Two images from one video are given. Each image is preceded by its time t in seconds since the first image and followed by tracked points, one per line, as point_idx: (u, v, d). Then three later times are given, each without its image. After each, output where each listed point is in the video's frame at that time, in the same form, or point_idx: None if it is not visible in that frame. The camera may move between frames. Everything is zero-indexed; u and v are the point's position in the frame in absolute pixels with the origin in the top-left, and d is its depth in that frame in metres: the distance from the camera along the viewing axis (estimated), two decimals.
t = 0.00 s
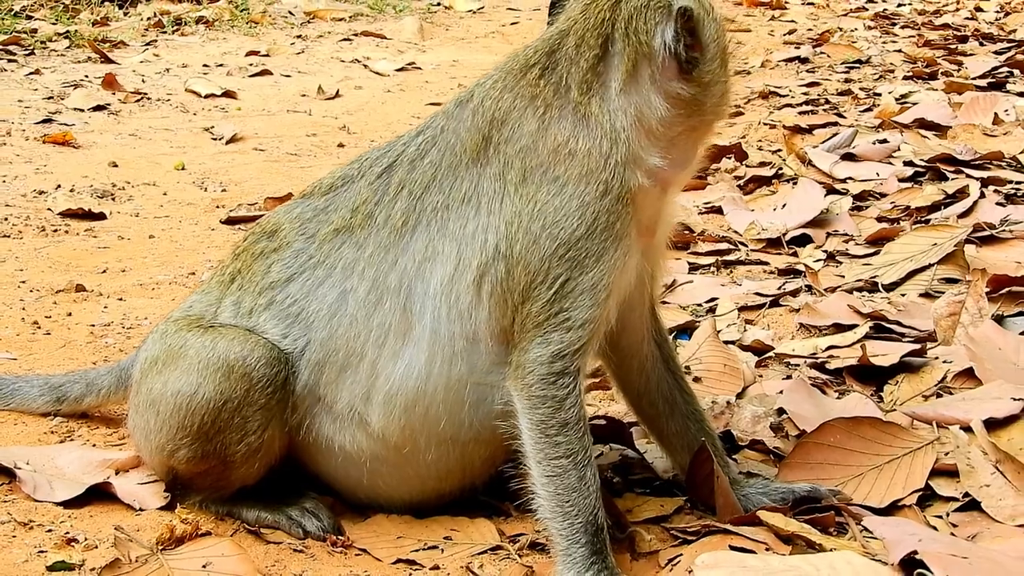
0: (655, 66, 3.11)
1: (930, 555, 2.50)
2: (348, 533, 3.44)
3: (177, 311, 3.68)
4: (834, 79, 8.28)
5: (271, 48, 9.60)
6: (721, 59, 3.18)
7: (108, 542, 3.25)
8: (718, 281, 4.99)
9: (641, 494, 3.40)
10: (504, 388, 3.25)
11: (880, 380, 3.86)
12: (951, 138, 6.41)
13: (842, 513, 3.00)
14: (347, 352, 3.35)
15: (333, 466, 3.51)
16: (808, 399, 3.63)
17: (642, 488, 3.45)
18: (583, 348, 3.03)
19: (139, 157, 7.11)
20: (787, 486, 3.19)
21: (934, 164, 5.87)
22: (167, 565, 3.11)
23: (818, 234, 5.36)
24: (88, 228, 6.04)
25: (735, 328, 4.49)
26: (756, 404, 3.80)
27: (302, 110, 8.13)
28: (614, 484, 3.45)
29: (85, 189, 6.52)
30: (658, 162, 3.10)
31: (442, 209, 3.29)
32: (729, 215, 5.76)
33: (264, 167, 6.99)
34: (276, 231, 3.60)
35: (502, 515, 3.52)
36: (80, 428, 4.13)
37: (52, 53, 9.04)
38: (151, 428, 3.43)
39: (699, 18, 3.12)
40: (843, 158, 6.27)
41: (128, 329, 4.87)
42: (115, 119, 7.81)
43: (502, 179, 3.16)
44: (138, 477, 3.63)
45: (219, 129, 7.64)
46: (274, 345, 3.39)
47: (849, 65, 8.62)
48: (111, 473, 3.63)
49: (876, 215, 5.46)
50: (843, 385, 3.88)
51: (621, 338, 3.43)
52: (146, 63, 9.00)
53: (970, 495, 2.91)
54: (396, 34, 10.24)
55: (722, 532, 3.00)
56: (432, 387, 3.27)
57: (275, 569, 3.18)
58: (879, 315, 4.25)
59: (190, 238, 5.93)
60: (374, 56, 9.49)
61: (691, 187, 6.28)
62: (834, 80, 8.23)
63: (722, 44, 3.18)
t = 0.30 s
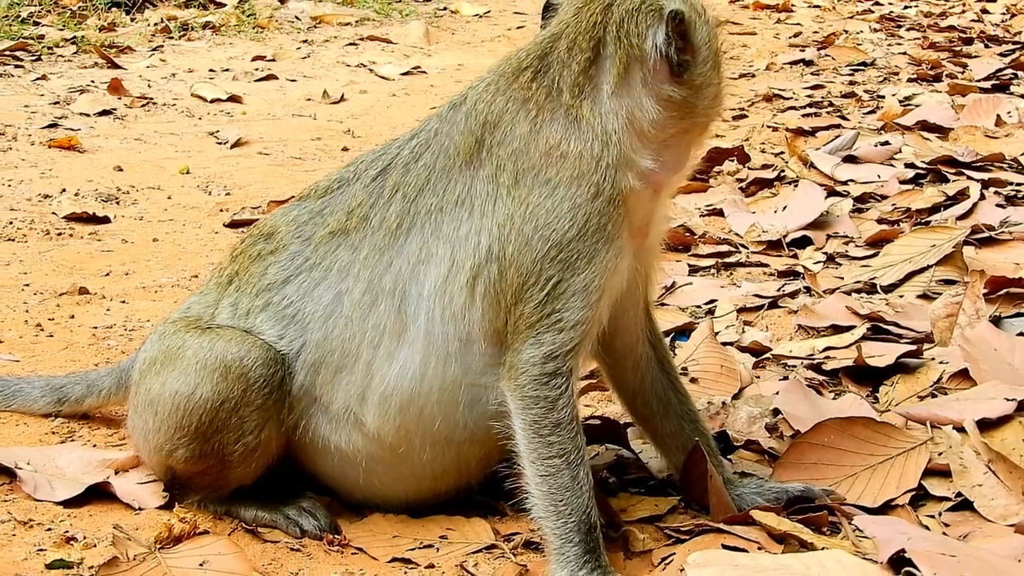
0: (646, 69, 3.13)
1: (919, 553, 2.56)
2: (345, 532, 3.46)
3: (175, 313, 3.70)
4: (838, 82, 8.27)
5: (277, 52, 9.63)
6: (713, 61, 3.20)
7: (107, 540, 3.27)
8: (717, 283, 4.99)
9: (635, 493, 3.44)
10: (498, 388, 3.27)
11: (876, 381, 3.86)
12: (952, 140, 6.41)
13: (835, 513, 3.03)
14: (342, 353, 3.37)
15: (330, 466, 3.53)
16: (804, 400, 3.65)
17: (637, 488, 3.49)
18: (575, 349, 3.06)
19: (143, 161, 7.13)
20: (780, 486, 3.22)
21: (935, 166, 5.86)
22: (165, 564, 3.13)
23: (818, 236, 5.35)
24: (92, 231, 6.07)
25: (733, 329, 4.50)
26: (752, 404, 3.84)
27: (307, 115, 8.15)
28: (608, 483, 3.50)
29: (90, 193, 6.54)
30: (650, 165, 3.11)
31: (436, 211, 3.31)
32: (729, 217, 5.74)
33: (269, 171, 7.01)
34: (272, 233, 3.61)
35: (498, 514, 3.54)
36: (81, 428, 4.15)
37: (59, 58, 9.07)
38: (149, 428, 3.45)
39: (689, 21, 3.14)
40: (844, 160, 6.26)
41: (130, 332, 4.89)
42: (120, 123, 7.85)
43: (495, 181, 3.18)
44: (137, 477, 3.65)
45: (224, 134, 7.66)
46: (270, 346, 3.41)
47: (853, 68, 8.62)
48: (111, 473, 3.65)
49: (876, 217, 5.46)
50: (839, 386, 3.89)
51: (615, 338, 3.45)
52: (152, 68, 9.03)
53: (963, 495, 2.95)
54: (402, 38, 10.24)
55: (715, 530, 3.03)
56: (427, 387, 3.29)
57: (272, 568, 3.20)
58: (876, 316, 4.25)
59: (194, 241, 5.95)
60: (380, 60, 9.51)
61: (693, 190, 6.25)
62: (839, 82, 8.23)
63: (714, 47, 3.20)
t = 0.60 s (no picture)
0: (642, 75, 3.14)
1: (908, 560, 2.61)
2: (338, 533, 3.47)
3: (172, 313, 3.72)
4: (839, 91, 8.28)
5: (280, 55, 9.64)
6: (710, 68, 3.20)
7: (101, 538, 3.27)
8: (714, 290, 5.00)
9: (628, 498, 3.46)
10: (491, 392, 3.28)
11: (870, 389, 3.88)
12: (952, 151, 6.42)
13: (827, 518, 3.08)
14: (337, 355, 3.38)
15: (324, 466, 3.54)
16: (798, 406, 3.66)
17: (630, 492, 3.51)
18: (568, 353, 3.07)
19: (145, 162, 7.15)
20: (772, 492, 3.25)
21: (933, 176, 5.87)
22: (159, 563, 3.14)
23: (816, 245, 5.36)
24: (92, 231, 6.09)
25: (729, 336, 4.52)
26: (745, 411, 3.86)
27: (309, 117, 8.17)
28: (601, 488, 3.52)
29: (90, 193, 6.56)
30: (645, 170, 3.13)
31: (431, 215, 3.33)
32: (727, 225, 5.75)
33: (270, 173, 7.03)
34: (269, 234, 3.63)
35: (490, 517, 3.55)
36: (77, 427, 4.16)
37: (62, 58, 9.09)
38: (144, 426, 3.47)
39: (685, 28, 3.15)
40: (843, 169, 6.26)
41: (128, 331, 4.91)
42: (122, 123, 7.86)
43: (491, 185, 3.20)
44: (132, 476, 3.66)
45: (226, 135, 7.68)
46: (266, 346, 3.42)
47: (855, 78, 8.63)
48: (106, 471, 3.66)
49: (874, 226, 5.47)
50: (833, 394, 3.91)
51: (611, 343, 3.46)
52: (156, 69, 9.05)
53: (953, 502, 2.97)
54: (405, 42, 10.24)
55: (705, 535, 3.05)
56: (421, 390, 3.30)
57: (265, 568, 3.21)
58: (872, 324, 4.27)
59: (193, 242, 5.96)
60: (383, 64, 9.52)
61: (692, 198, 6.24)
62: (840, 92, 8.24)
63: (712, 54, 3.20)
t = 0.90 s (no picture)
0: (636, 80, 3.14)
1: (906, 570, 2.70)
2: (340, 536, 3.48)
3: (176, 316, 3.74)
4: (848, 101, 8.28)
5: (290, 60, 9.67)
6: (713, 77, 3.20)
7: (104, 539, 3.29)
8: (719, 298, 5.00)
9: (629, 503, 3.47)
10: (491, 398, 3.30)
11: (872, 399, 3.88)
12: (959, 162, 6.41)
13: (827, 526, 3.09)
14: (338, 360, 3.39)
15: (326, 469, 3.55)
16: (800, 415, 3.67)
17: (631, 497, 3.53)
18: (567, 360, 3.09)
19: (153, 165, 7.18)
20: (773, 499, 3.26)
21: (940, 187, 5.86)
22: (161, 564, 3.15)
23: (821, 254, 5.36)
24: (100, 234, 6.12)
25: (733, 344, 4.52)
26: (747, 419, 3.87)
27: (318, 122, 8.19)
28: (603, 493, 3.53)
29: (99, 196, 6.59)
30: (645, 179, 3.13)
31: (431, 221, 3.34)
32: (733, 233, 5.74)
33: (278, 177, 7.05)
34: (273, 238, 3.65)
35: (491, 522, 3.55)
36: (82, 428, 4.18)
37: (73, 61, 9.14)
38: (149, 429, 3.49)
39: (682, 35, 3.17)
40: (850, 178, 6.26)
41: (134, 334, 4.93)
42: (132, 126, 7.90)
43: (490, 192, 3.21)
44: (136, 477, 3.68)
45: (235, 139, 7.71)
46: (268, 350, 3.44)
47: (864, 87, 8.63)
48: (110, 472, 3.67)
49: (880, 236, 5.47)
50: (835, 403, 3.92)
51: (615, 350, 3.46)
52: (166, 73, 9.08)
53: (953, 512, 2.98)
54: (415, 48, 10.26)
55: (705, 542, 3.10)
56: (421, 396, 3.32)
57: (266, 570, 3.23)
58: (875, 334, 4.27)
59: (201, 246, 5.98)
60: (393, 70, 9.54)
61: (699, 207, 6.22)
62: (849, 102, 8.24)
63: (714, 61, 3.20)
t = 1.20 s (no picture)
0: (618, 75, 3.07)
1: (918, 562, 2.75)
2: (354, 533, 3.49)
3: (191, 314, 3.78)
4: (865, 106, 8.26)
5: (308, 67, 9.71)
6: (710, 73, 2.98)
7: (120, 537, 3.31)
8: (734, 299, 5.00)
9: (642, 500, 3.49)
10: (502, 395, 3.32)
11: (887, 397, 3.89)
12: (975, 164, 6.34)
13: (840, 523, 3.12)
14: (350, 356, 3.42)
15: (339, 467, 3.58)
16: (814, 413, 3.70)
17: (645, 494, 3.55)
18: (574, 357, 3.11)
19: (171, 170, 7.22)
20: (787, 496, 3.29)
21: (956, 189, 5.83)
22: (176, 561, 3.17)
23: (836, 255, 5.34)
24: (118, 238, 6.16)
25: (748, 344, 4.52)
26: (761, 417, 3.88)
27: (335, 128, 8.23)
28: (617, 491, 3.55)
29: (117, 200, 6.64)
30: (649, 178, 3.09)
31: (438, 219, 3.38)
32: (749, 236, 5.73)
33: (295, 182, 7.08)
34: (287, 235, 3.69)
35: (506, 518, 3.57)
36: (99, 428, 4.20)
37: (92, 68, 9.20)
38: (163, 427, 3.52)
39: (659, 29, 2.99)
40: (866, 181, 6.24)
41: (151, 335, 4.96)
42: (150, 132, 7.95)
43: (495, 190, 3.24)
44: (152, 476, 3.70)
45: (252, 145, 7.75)
46: (282, 346, 3.47)
47: (881, 93, 8.62)
48: (126, 471, 3.70)
49: (896, 238, 5.45)
50: (850, 401, 3.92)
51: (629, 346, 3.47)
52: (184, 80, 9.14)
53: (966, 508, 3.02)
54: (433, 55, 10.28)
55: (718, 538, 3.10)
56: (432, 392, 3.34)
57: (281, 567, 3.24)
58: (890, 333, 4.26)
59: (217, 250, 6.01)
60: (410, 76, 9.56)
61: (715, 209, 6.21)
62: (866, 107, 8.23)
63: (708, 57, 2.98)
